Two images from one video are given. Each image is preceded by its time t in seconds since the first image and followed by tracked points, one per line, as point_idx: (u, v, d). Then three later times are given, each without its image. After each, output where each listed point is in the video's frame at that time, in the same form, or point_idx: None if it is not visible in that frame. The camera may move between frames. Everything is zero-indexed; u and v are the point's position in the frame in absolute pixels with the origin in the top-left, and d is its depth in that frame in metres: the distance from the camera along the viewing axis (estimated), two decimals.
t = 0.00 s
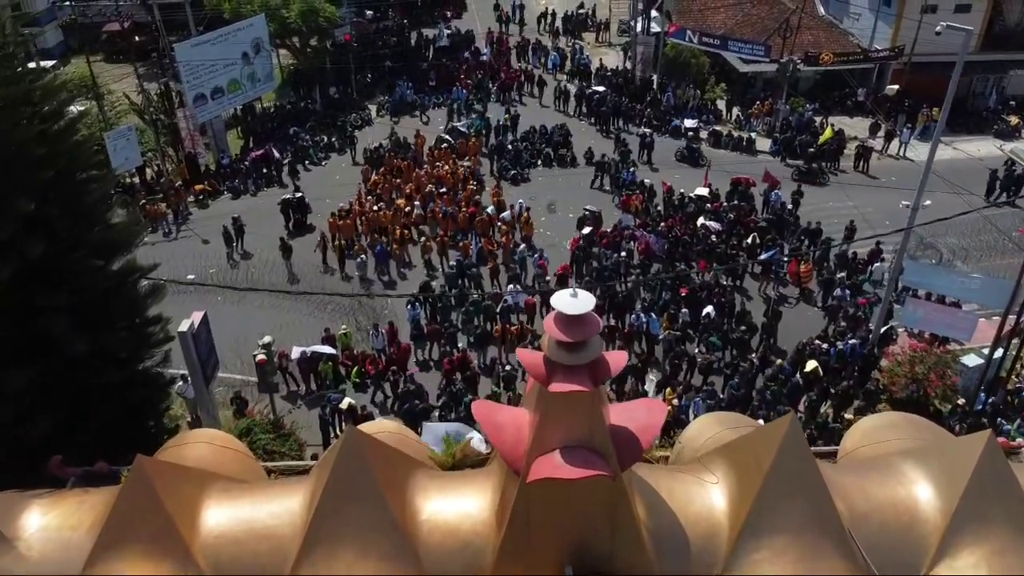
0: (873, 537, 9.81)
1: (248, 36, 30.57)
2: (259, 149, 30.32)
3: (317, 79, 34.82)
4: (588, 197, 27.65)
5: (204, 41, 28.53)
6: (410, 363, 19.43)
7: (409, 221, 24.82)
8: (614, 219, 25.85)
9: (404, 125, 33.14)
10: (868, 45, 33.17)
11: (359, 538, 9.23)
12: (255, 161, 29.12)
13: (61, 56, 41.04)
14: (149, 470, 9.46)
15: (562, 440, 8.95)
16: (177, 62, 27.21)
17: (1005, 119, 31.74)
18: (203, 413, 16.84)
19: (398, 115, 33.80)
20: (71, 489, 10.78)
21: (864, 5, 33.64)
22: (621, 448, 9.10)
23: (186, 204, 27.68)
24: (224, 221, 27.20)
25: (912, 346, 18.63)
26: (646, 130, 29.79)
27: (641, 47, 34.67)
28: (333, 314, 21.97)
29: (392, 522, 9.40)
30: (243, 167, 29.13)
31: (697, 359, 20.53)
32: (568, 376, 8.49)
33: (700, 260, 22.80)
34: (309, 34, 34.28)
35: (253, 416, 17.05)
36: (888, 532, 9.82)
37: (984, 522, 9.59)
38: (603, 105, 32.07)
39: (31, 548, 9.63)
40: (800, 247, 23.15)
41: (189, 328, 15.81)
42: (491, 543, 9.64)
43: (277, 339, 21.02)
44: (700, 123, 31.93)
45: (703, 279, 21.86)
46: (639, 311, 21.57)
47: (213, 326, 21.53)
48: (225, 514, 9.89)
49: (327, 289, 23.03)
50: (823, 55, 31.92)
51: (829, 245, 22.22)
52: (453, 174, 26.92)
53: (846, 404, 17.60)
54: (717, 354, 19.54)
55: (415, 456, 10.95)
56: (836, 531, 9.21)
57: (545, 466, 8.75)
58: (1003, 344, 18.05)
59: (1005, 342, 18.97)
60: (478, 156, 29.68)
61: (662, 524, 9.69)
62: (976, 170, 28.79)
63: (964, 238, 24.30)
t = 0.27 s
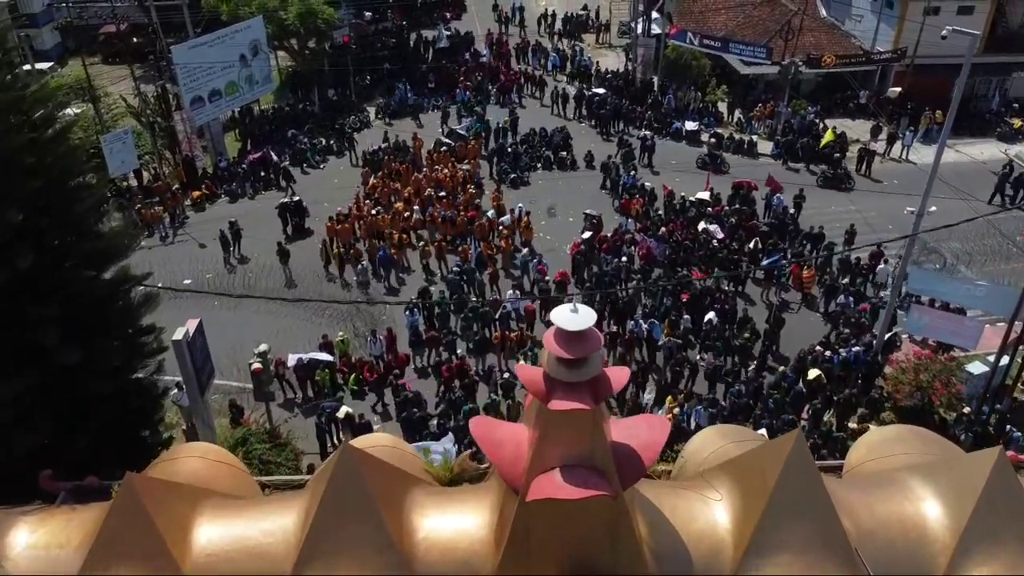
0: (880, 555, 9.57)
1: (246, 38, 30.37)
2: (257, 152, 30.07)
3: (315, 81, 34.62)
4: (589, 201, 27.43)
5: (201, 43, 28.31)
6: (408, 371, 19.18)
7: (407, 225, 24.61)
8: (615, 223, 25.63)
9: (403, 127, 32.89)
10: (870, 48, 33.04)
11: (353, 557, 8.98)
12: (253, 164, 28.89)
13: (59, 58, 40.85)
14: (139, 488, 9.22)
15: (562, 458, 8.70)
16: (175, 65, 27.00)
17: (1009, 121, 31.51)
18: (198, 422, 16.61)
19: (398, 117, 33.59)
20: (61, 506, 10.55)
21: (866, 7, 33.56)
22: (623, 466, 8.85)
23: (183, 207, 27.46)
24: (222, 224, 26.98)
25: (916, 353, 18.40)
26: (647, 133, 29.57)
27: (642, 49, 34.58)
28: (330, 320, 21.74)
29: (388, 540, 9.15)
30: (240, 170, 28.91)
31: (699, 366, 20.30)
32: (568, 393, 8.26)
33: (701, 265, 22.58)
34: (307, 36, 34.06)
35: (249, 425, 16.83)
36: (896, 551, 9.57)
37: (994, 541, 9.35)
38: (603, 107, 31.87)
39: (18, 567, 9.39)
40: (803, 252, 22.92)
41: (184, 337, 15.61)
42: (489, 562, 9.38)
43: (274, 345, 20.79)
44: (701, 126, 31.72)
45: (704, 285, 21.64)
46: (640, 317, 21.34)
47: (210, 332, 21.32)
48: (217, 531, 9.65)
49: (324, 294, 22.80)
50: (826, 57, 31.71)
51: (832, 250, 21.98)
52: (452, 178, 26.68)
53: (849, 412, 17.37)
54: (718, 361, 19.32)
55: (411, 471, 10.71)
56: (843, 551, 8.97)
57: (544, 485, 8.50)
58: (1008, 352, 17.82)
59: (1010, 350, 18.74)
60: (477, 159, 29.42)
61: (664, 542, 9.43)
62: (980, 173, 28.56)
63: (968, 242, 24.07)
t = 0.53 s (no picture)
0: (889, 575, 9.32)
1: (243, 40, 30.12)
2: (254, 155, 29.83)
3: (313, 83, 34.38)
4: (589, 205, 27.18)
5: (198, 46, 28.09)
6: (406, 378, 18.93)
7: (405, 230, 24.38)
8: (615, 227, 25.39)
9: (402, 130, 32.65)
10: (873, 50, 32.78)
11: None
12: (250, 167, 28.63)
13: (55, 60, 40.59)
14: (127, 506, 8.99)
15: (561, 478, 8.46)
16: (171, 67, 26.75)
17: (1013, 124, 31.24)
18: (193, 432, 16.36)
19: (396, 120, 33.34)
20: (49, 522, 10.30)
21: (869, 9, 33.34)
22: (624, 485, 8.62)
23: (179, 211, 27.21)
24: (219, 228, 26.76)
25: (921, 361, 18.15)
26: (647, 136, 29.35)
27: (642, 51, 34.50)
28: (328, 326, 21.50)
29: (383, 560, 8.90)
30: (237, 173, 28.64)
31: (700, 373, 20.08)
32: (567, 411, 8.05)
33: (702, 270, 22.36)
34: (305, 38, 33.79)
35: (244, 434, 16.56)
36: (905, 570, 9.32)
37: (1005, 560, 9.11)
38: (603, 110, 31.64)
39: None
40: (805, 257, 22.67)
41: (178, 345, 15.38)
42: None
43: (271, 352, 20.56)
44: (702, 129, 31.46)
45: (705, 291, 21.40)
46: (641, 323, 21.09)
47: (206, 338, 21.11)
48: (209, 549, 9.40)
49: (321, 299, 22.55)
50: (828, 60, 31.48)
51: (834, 255, 21.76)
52: (450, 182, 26.44)
53: (853, 421, 17.12)
54: (720, 368, 19.07)
55: (408, 486, 10.47)
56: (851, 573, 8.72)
57: (544, 506, 8.26)
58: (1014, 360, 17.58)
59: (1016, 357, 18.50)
60: (477, 162, 29.18)
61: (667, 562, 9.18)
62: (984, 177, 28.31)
63: (972, 247, 23.81)
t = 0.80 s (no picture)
0: None
1: (241, 43, 29.91)
2: (252, 157, 29.58)
3: (312, 86, 34.18)
4: (589, 208, 26.95)
5: (196, 48, 27.88)
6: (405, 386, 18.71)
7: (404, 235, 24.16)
8: (616, 232, 25.16)
9: (401, 133, 32.44)
10: (875, 51, 32.54)
11: None
12: (248, 170, 28.40)
13: (53, 61, 40.43)
14: (116, 524, 8.75)
15: (561, 498, 8.24)
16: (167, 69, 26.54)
17: (1017, 126, 30.98)
18: (188, 441, 16.12)
19: (396, 122, 33.13)
20: (37, 539, 10.06)
21: (871, 11, 33.03)
22: (626, 505, 8.39)
23: (176, 215, 27.00)
24: (216, 232, 26.54)
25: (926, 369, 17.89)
26: (647, 139, 29.10)
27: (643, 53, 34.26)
28: (325, 332, 21.27)
29: None
30: (235, 177, 28.41)
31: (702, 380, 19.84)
32: (568, 430, 7.79)
33: (704, 275, 22.13)
34: (304, 39, 33.56)
35: (239, 443, 16.32)
36: None
37: None
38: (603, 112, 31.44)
39: None
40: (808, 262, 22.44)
41: (171, 354, 15.13)
42: None
43: (267, 359, 20.33)
44: (703, 131, 31.26)
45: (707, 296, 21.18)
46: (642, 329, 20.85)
47: (202, 344, 20.89)
48: (199, 569, 9.16)
49: (318, 305, 22.32)
50: (829, 62, 31.25)
51: (837, 260, 21.54)
52: (449, 186, 26.21)
53: (857, 431, 16.89)
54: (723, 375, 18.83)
55: (404, 502, 10.25)
56: None
57: (543, 527, 8.03)
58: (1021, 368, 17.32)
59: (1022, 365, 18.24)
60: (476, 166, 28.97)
61: None
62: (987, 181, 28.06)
63: (977, 252, 23.56)
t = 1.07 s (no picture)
0: None
1: (238, 45, 29.69)
2: (249, 160, 29.34)
3: (310, 88, 33.96)
4: (590, 212, 26.74)
5: (193, 50, 27.66)
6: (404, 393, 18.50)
7: (402, 239, 23.94)
8: (617, 235, 24.92)
9: (400, 135, 32.23)
10: (877, 53, 32.39)
11: None
12: (245, 173, 28.13)
13: (50, 63, 40.20)
14: (103, 541, 8.52)
15: (560, 518, 8.01)
16: (164, 72, 26.33)
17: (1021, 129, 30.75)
18: (183, 451, 15.86)
19: (395, 125, 32.93)
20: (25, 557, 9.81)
21: (873, 12, 32.69)
22: (628, 525, 8.17)
23: (173, 219, 26.77)
24: (212, 236, 26.31)
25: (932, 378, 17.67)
26: (648, 142, 28.87)
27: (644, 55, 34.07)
28: (323, 339, 21.04)
29: None
30: (232, 180, 28.17)
31: (704, 387, 19.62)
32: (567, 450, 7.56)
33: (705, 280, 21.91)
34: (302, 41, 33.34)
35: (235, 453, 16.06)
36: None
37: None
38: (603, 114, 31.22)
39: None
40: (810, 268, 22.23)
41: (165, 363, 14.87)
42: None
43: (264, 365, 20.10)
44: (704, 134, 31.05)
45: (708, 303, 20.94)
46: (643, 335, 20.62)
47: (198, 350, 20.68)
48: None
49: (316, 310, 22.11)
50: (831, 64, 31.02)
51: (840, 265, 21.32)
52: (447, 189, 25.99)
53: (861, 439, 16.67)
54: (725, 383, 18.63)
55: (400, 519, 10.03)
56: None
57: (541, 548, 7.81)
58: None
59: None
60: (476, 168, 28.75)
61: None
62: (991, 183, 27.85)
63: (981, 257, 23.35)
